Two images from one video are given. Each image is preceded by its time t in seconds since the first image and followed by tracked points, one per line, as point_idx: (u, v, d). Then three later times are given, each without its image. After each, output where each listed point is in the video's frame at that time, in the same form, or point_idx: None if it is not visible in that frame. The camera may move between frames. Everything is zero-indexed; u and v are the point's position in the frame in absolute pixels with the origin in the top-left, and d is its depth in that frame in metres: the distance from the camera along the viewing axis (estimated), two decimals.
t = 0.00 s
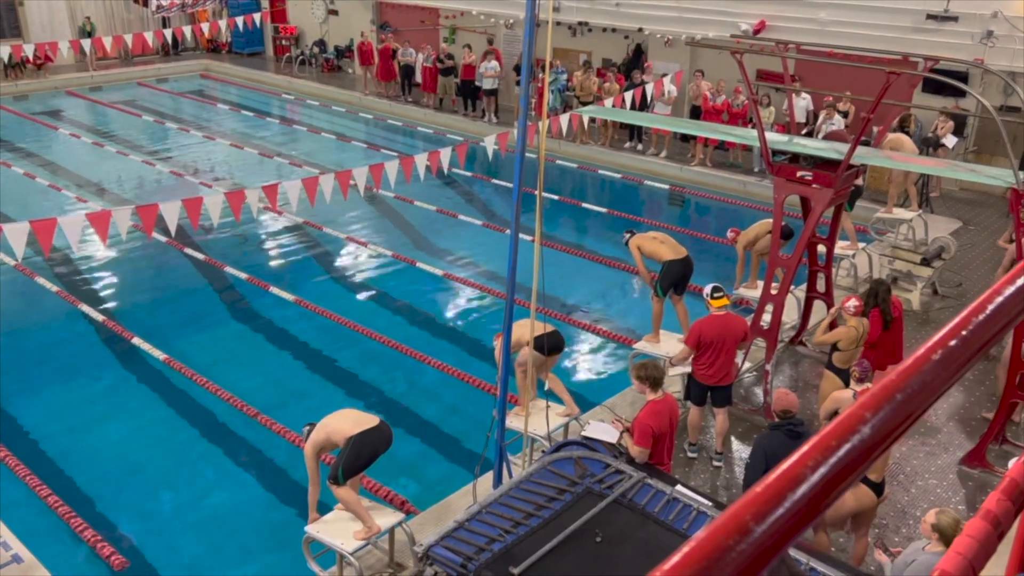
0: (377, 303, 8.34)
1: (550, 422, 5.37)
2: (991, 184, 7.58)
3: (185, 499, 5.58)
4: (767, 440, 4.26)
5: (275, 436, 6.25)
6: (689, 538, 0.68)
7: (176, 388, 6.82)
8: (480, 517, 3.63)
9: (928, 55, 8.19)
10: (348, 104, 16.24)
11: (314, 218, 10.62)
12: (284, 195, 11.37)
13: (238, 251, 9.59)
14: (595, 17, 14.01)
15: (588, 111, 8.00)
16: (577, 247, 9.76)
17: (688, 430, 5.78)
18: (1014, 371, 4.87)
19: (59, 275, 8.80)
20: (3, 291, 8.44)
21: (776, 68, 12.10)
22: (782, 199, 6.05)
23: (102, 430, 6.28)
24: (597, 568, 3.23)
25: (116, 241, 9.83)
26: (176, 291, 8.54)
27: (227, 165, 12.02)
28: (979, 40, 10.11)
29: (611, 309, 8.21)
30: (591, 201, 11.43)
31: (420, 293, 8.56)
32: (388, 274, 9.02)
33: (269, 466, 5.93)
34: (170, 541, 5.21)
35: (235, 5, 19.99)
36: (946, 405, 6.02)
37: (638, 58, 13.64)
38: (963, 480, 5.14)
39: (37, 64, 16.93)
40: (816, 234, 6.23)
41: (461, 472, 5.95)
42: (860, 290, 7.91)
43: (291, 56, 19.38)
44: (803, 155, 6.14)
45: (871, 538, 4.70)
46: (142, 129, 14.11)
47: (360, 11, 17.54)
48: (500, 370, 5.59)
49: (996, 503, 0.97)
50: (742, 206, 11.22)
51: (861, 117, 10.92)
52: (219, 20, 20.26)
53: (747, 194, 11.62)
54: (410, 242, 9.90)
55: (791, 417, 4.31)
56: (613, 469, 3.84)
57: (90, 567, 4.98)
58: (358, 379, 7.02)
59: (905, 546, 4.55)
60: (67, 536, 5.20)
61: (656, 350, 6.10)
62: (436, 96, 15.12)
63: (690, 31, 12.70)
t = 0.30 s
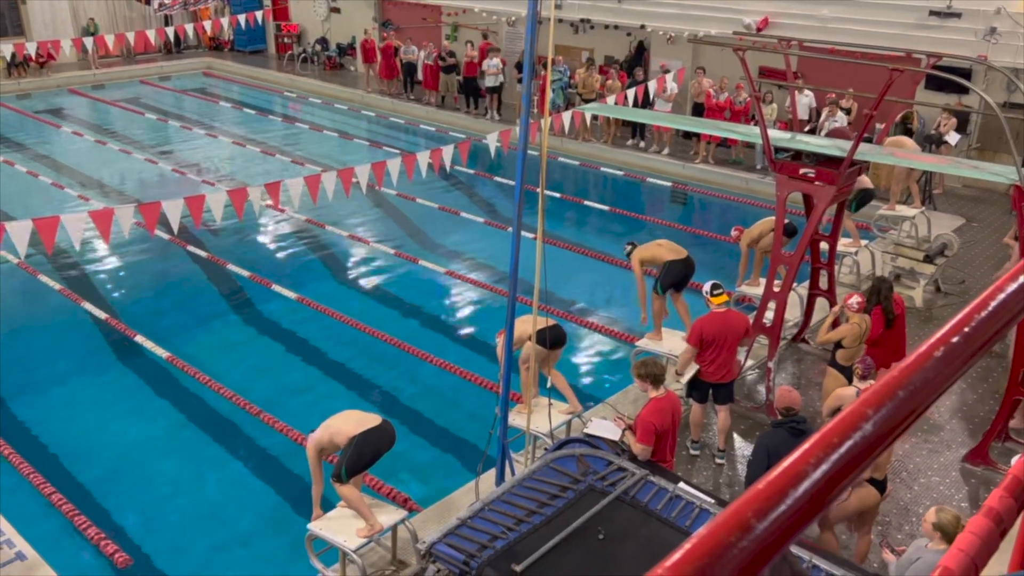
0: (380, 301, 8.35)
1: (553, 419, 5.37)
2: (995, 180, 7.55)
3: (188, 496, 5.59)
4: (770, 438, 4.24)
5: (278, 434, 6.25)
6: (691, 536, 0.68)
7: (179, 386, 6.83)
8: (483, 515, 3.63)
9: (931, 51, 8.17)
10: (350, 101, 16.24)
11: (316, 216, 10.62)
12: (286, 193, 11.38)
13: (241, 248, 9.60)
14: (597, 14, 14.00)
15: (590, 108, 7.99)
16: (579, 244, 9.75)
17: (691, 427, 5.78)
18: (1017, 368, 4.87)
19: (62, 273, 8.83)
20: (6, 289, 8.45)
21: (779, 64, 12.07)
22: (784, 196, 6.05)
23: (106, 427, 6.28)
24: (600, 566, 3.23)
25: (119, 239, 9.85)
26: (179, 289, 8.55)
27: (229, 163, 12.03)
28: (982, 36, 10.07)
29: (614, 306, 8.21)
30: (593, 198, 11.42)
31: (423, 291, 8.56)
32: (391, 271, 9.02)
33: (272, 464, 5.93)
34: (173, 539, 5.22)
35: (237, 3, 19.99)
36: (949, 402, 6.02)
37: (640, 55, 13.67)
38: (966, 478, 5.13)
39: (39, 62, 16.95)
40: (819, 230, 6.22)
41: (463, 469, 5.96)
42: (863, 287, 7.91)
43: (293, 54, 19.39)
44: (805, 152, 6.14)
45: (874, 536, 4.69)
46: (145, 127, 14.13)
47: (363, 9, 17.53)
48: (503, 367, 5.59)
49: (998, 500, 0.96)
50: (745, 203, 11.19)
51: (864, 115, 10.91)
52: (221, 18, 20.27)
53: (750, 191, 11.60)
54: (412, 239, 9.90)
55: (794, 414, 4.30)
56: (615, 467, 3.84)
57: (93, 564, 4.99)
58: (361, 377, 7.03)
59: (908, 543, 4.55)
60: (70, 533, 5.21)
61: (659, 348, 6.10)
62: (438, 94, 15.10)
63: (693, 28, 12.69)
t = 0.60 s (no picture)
0: (380, 299, 8.35)
1: (554, 418, 5.36)
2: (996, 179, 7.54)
3: (190, 495, 5.59)
4: (771, 436, 4.24)
5: (279, 433, 6.25)
6: (691, 533, 0.68)
7: (180, 384, 6.83)
8: (484, 513, 3.64)
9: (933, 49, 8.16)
10: (351, 100, 16.24)
11: (317, 214, 10.63)
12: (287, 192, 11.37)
13: (242, 247, 9.60)
14: (598, 13, 14.00)
15: (591, 107, 7.98)
16: (580, 243, 9.75)
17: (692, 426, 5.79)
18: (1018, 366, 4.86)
19: (63, 271, 8.83)
20: (7, 287, 8.45)
21: (780, 63, 12.06)
22: (785, 195, 6.05)
23: (107, 426, 6.28)
24: (601, 564, 3.23)
25: (120, 237, 9.86)
26: (180, 288, 8.55)
27: (230, 162, 12.03)
28: (984, 35, 10.05)
29: (615, 305, 8.21)
30: (594, 197, 11.42)
31: (424, 289, 8.56)
32: (392, 270, 9.02)
33: (273, 462, 5.94)
34: (175, 538, 5.22)
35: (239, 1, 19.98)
36: (950, 401, 6.02)
37: (642, 54, 13.68)
38: (967, 476, 5.13)
39: (40, 61, 16.95)
40: (820, 229, 6.22)
41: (464, 468, 5.96)
42: (864, 285, 7.91)
43: (294, 53, 19.38)
44: (806, 150, 6.13)
45: (875, 534, 4.69)
46: (146, 125, 14.13)
47: (364, 7, 17.53)
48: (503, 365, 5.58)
49: (998, 498, 0.96)
50: (746, 202, 11.19)
51: (865, 113, 10.90)
52: (222, 17, 20.25)
53: (751, 189, 11.59)
54: (413, 238, 9.90)
55: (795, 413, 4.30)
56: (616, 465, 3.84)
57: (94, 563, 4.99)
58: (361, 375, 7.03)
59: (909, 542, 4.55)
60: (72, 531, 5.21)
61: (660, 346, 6.10)
62: (439, 92, 15.09)
63: (695, 26, 12.68)
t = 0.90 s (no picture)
0: (382, 299, 8.36)
1: (555, 417, 5.36)
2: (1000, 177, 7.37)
3: (191, 495, 5.59)
4: (773, 436, 4.24)
5: (281, 433, 6.26)
6: (695, 532, 0.68)
7: (182, 384, 6.84)
8: (485, 514, 3.64)
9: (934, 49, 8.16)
10: (353, 100, 16.24)
11: (318, 214, 10.63)
12: (289, 192, 11.39)
13: (244, 246, 9.61)
14: (600, 12, 14.00)
15: (593, 107, 7.97)
16: (581, 243, 9.75)
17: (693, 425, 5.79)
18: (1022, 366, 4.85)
19: (65, 271, 8.84)
20: (9, 287, 8.46)
21: (782, 63, 12.05)
22: (787, 194, 6.04)
23: (109, 427, 6.29)
24: (603, 565, 3.23)
25: (122, 237, 9.87)
26: (181, 287, 8.56)
27: (232, 162, 12.03)
28: (986, 34, 10.03)
29: (616, 304, 8.21)
30: (595, 197, 11.41)
31: (426, 289, 8.57)
32: (393, 269, 9.03)
33: (276, 462, 5.95)
34: (177, 538, 5.23)
35: (240, 2, 19.99)
36: (952, 401, 6.01)
37: (643, 54, 13.68)
38: (969, 477, 5.13)
39: (43, 61, 16.97)
40: (822, 229, 6.22)
41: (465, 468, 5.96)
42: (866, 285, 7.90)
43: (296, 53, 19.38)
44: (808, 151, 6.13)
45: (877, 534, 4.69)
46: (148, 125, 14.14)
47: (365, 8, 17.53)
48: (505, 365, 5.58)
49: (1000, 499, 0.96)
50: (747, 202, 11.17)
51: (867, 113, 10.89)
52: (224, 17, 20.26)
53: (752, 189, 11.58)
54: (414, 238, 9.90)
55: (797, 413, 4.29)
56: (618, 465, 3.84)
57: (96, 562, 5.00)
58: (363, 375, 7.04)
59: (910, 542, 4.54)
60: (73, 531, 5.22)
61: (662, 346, 6.10)
62: (440, 92, 15.09)
63: (696, 26, 12.67)
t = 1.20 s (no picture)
0: (387, 300, 8.37)
1: (560, 419, 5.36)
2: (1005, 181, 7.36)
3: (195, 495, 5.60)
4: (777, 438, 4.23)
5: (285, 433, 6.26)
6: (705, 531, 0.68)
7: (187, 384, 6.86)
8: (490, 514, 3.63)
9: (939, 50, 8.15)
10: (357, 101, 16.26)
11: (323, 215, 10.65)
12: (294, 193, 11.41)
13: (249, 247, 9.62)
14: (604, 14, 14.03)
15: (597, 108, 7.96)
16: (585, 244, 9.74)
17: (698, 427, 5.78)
18: None
19: (71, 271, 8.87)
20: (15, 287, 8.49)
21: (786, 64, 12.05)
22: (791, 195, 6.03)
23: (114, 427, 6.30)
24: (607, 566, 3.23)
25: (127, 237, 9.90)
26: (186, 288, 8.57)
27: (237, 163, 12.06)
28: (992, 35, 9.99)
29: (620, 305, 8.21)
30: (599, 198, 11.41)
31: (430, 290, 8.57)
32: (397, 270, 9.04)
33: (280, 462, 5.96)
34: (181, 538, 5.24)
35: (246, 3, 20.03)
36: (957, 403, 6.00)
37: (648, 55, 13.66)
38: (974, 478, 5.11)
39: (49, 62, 17.02)
40: (827, 230, 6.20)
41: (469, 469, 5.96)
42: (871, 287, 7.89)
43: (301, 54, 19.41)
44: (813, 151, 6.11)
45: (881, 536, 4.68)
46: (153, 126, 14.17)
47: (370, 9, 17.56)
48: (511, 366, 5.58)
49: (1007, 501, 0.96)
50: (752, 203, 11.16)
51: (872, 114, 10.87)
52: (229, 18, 20.30)
53: (757, 190, 11.57)
54: (419, 239, 9.91)
55: (802, 415, 4.28)
56: (622, 466, 3.83)
57: (102, 561, 5.01)
58: (368, 376, 7.05)
59: (914, 544, 4.53)
60: (78, 531, 5.23)
61: (667, 347, 6.09)
62: (445, 93, 15.10)
63: (700, 27, 12.68)
